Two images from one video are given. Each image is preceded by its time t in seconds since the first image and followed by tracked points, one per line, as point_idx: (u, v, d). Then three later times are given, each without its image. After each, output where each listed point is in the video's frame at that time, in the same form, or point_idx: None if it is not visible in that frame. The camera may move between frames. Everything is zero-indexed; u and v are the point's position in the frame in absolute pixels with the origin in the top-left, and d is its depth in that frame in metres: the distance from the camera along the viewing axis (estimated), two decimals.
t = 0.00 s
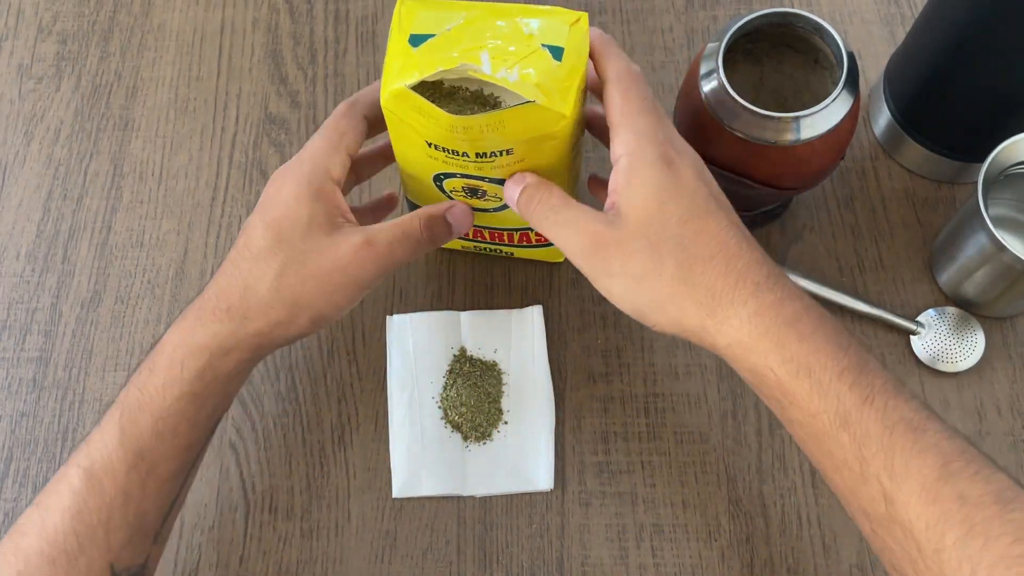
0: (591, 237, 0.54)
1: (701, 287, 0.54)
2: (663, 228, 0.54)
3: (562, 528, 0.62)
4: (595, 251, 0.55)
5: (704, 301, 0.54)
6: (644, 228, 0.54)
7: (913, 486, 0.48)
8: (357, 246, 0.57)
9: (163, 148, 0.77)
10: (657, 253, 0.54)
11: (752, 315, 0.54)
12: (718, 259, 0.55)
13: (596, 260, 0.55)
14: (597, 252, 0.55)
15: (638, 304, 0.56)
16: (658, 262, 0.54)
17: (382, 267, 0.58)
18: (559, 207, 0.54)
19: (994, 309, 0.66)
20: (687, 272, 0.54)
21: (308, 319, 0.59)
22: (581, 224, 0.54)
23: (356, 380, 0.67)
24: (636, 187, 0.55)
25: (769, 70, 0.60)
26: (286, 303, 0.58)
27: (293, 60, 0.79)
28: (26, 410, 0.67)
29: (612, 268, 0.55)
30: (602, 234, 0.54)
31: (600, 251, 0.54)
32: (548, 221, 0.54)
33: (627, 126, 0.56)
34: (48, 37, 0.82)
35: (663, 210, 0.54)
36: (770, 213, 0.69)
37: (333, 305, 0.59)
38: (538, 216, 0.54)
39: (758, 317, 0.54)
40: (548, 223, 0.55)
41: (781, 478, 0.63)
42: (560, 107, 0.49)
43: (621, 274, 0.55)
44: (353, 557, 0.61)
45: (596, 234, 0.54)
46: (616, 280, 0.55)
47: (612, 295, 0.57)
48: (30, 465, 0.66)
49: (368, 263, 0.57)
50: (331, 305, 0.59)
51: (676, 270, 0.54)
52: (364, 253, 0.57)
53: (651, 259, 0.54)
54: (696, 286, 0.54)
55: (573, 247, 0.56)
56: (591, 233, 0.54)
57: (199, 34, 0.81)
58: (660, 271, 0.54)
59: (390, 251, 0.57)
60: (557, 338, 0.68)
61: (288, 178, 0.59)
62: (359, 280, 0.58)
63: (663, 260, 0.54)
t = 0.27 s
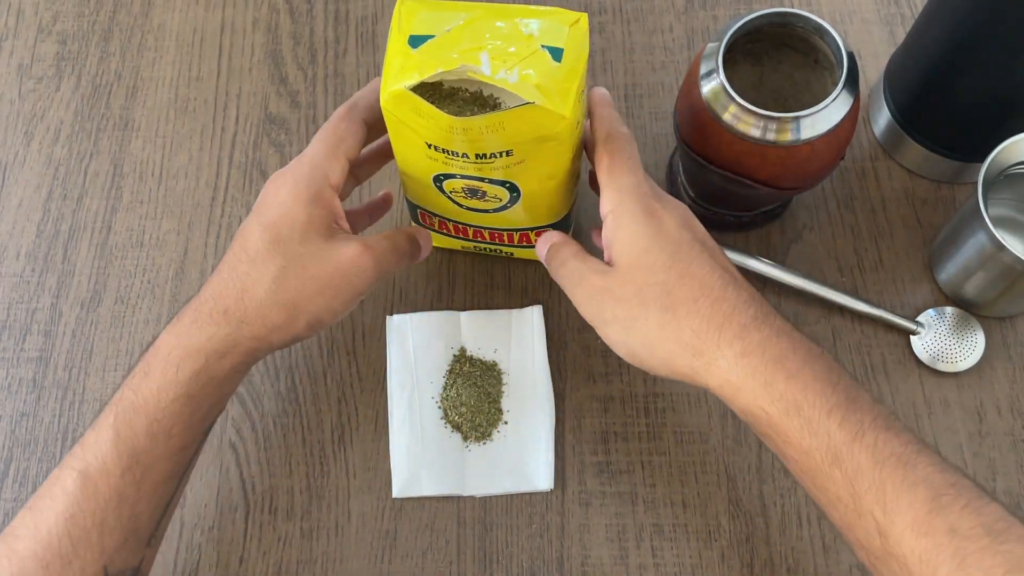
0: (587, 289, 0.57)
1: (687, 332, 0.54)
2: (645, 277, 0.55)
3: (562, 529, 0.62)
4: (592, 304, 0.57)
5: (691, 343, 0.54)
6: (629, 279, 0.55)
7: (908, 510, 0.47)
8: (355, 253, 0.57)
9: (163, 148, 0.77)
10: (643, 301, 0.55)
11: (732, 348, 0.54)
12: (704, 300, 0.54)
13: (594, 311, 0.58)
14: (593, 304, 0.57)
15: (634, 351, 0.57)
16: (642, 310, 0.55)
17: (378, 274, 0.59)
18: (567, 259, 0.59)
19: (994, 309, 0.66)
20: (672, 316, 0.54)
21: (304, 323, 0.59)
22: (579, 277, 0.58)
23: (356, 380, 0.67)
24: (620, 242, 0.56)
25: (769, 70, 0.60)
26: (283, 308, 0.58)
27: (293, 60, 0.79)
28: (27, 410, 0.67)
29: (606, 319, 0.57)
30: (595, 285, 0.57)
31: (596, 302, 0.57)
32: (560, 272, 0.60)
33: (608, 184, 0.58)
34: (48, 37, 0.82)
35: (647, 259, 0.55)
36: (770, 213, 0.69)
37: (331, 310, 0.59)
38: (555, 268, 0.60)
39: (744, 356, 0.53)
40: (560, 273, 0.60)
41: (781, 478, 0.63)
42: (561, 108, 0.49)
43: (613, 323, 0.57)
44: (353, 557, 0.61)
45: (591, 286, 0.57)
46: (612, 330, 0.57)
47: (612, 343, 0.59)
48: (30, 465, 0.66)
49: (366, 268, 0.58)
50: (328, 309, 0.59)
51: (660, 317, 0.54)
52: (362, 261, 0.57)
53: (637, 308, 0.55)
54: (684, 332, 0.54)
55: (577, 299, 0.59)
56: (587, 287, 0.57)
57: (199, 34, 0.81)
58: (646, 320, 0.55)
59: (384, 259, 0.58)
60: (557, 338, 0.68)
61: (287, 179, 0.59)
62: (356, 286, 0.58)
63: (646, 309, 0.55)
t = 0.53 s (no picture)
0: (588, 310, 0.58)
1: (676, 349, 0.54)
2: (639, 297, 0.55)
3: (562, 528, 0.62)
4: (593, 324, 0.58)
5: (680, 359, 0.54)
6: (624, 299, 0.55)
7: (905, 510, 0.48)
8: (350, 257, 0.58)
9: (163, 148, 0.77)
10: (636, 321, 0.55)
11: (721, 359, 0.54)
12: (695, 318, 0.55)
13: (595, 331, 0.58)
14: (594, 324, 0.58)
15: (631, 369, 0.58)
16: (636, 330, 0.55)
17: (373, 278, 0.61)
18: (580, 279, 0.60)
19: (994, 308, 0.66)
20: (663, 334, 0.54)
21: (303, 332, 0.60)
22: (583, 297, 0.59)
23: (356, 380, 0.67)
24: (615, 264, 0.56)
25: (769, 70, 0.60)
26: (282, 318, 0.59)
27: (293, 60, 0.79)
28: (26, 410, 0.67)
29: (605, 339, 0.58)
30: (595, 305, 0.57)
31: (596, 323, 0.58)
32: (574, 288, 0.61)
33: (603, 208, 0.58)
34: (48, 37, 0.82)
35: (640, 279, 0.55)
36: (770, 214, 0.69)
37: (329, 318, 0.60)
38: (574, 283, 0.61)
39: (731, 371, 0.53)
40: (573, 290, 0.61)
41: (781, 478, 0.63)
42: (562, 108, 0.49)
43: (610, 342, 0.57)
44: (353, 557, 0.61)
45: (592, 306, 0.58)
46: (611, 350, 0.58)
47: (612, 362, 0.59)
48: (30, 465, 0.66)
49: (363, 272, 0.59)
50: (328, 318, 0.60)
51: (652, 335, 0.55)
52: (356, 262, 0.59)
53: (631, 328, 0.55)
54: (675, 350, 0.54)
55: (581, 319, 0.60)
56: (588, 307, 0.58)
57: (199, 34, 0.81)
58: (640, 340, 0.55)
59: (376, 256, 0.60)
60: (558, 337, 0.68)
61: (288, 191, 0.59)
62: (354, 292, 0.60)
63: (638, 328, 0.55)
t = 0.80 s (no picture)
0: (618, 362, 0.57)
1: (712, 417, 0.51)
2: (673, 354, 0.53)
3: (562, 529, 0.62)
4: (620, 377, 0.56)
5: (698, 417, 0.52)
6: (657, 362, 0.54)
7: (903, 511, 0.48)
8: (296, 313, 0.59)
9: (163, 148, 0.77)
10: (668, 378, 0.53)
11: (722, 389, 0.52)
12: (731, 383, 0.52)
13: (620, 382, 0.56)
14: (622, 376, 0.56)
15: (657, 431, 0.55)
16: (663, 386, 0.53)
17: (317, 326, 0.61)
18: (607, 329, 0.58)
19: (994, 309, 0.66)
20: (694, 398, 0.52)
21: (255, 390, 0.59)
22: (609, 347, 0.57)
23: (356, 380, 0.67)
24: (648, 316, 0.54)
25: (769, 70, 0.60)
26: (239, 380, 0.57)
27: (293, 60, 0.79)
28: (27, 410, 0.67)
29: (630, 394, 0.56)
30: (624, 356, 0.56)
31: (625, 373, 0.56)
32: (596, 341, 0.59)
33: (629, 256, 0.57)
34: (48, 37, 0.82)
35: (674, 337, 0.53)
36: (770, 214, 0.69)
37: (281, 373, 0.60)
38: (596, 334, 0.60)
39: (777, 450, 0.50)
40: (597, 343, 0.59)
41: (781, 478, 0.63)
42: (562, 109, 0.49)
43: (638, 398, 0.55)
44: (353, 558, 0.61)
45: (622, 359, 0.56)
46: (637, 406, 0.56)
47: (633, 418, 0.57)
48: (30, 465, 0.66)
49: (306, 325, 0.60)
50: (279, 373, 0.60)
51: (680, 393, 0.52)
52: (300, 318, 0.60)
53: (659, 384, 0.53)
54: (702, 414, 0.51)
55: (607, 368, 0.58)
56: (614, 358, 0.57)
57: (199, 34, 0.81)
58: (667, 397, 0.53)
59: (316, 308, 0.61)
60: (557, 338, 0.68)
61: (219, 249, 0.58)
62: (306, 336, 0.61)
63: (671, 388, 0.53)
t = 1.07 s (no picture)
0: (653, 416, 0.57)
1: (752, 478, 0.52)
2: (716, 411, 0.54)
3: (562, 528, 0.62)
4: (659, 439, 0.57)
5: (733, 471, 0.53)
6: (699, 418, 0.54)
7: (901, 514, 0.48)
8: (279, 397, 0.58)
9: (163, 148, 0.77)
10: (708, 435, 0.54)
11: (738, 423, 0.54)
12: (767, 443, 0.53)
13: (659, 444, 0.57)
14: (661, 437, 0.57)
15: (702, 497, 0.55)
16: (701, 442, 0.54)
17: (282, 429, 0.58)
18: (633, 386, 0.59)
19: (994, 309, 0.66)
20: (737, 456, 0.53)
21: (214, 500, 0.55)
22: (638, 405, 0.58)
23: (356, 380, 0.67)
24: (686, 376, 0.57)
25: (769, 70, 0.60)
26: (196, 491, 0.54)
27: (293, 60, 0.79)
28: (27, 410, 0.68)
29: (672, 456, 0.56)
30: (658, 411, 0.56)
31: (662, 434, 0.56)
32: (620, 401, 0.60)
33: (648, 326, 0.61)
34: (48, 37, 0.82)
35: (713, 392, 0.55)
36: (769, 215, 0.70)
37: (242, 482, 0.56)
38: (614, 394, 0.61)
39: (808, 510, 0.51)
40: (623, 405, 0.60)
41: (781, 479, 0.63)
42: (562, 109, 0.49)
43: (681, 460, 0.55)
44: (353, 558, 0.61)
45: (657, 417, 0.57)
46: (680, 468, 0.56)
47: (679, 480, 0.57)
48: (30, 464, 0.66)
49: (268, 429, 0.57)
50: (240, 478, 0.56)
51: (717, 449, 0.53)
52: (260, 420, 0.56)
53: (700, 442, 0.54)
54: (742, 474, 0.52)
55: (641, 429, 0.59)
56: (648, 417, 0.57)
57: (200, 34, 0.81)
58: (708, 453, 0.54)
59: (280, 412, 0.58)
60: (557, 338, 0.68)
61: (179, 358, 0.58)
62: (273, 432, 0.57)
63: (710, 444, 0.54)
